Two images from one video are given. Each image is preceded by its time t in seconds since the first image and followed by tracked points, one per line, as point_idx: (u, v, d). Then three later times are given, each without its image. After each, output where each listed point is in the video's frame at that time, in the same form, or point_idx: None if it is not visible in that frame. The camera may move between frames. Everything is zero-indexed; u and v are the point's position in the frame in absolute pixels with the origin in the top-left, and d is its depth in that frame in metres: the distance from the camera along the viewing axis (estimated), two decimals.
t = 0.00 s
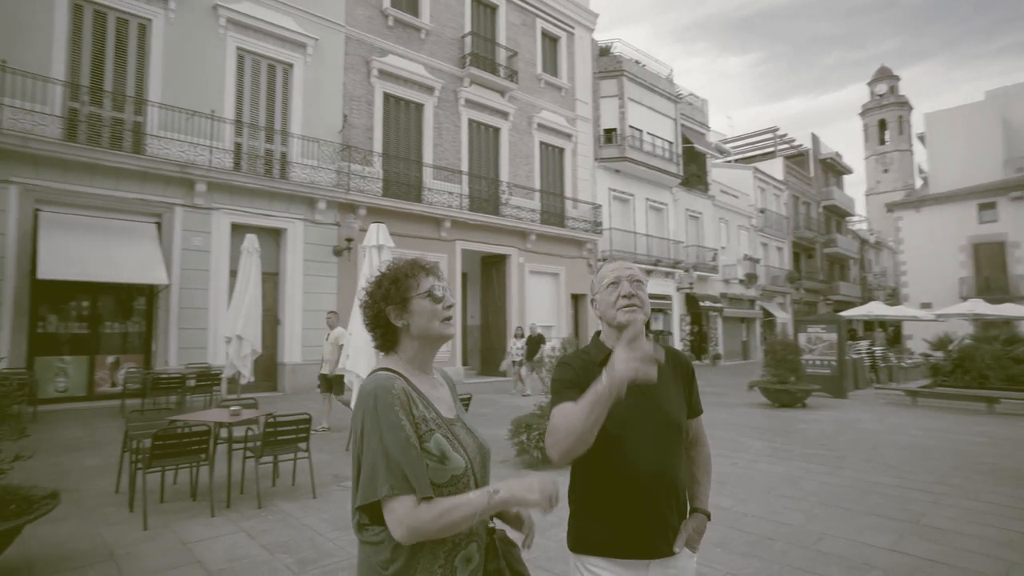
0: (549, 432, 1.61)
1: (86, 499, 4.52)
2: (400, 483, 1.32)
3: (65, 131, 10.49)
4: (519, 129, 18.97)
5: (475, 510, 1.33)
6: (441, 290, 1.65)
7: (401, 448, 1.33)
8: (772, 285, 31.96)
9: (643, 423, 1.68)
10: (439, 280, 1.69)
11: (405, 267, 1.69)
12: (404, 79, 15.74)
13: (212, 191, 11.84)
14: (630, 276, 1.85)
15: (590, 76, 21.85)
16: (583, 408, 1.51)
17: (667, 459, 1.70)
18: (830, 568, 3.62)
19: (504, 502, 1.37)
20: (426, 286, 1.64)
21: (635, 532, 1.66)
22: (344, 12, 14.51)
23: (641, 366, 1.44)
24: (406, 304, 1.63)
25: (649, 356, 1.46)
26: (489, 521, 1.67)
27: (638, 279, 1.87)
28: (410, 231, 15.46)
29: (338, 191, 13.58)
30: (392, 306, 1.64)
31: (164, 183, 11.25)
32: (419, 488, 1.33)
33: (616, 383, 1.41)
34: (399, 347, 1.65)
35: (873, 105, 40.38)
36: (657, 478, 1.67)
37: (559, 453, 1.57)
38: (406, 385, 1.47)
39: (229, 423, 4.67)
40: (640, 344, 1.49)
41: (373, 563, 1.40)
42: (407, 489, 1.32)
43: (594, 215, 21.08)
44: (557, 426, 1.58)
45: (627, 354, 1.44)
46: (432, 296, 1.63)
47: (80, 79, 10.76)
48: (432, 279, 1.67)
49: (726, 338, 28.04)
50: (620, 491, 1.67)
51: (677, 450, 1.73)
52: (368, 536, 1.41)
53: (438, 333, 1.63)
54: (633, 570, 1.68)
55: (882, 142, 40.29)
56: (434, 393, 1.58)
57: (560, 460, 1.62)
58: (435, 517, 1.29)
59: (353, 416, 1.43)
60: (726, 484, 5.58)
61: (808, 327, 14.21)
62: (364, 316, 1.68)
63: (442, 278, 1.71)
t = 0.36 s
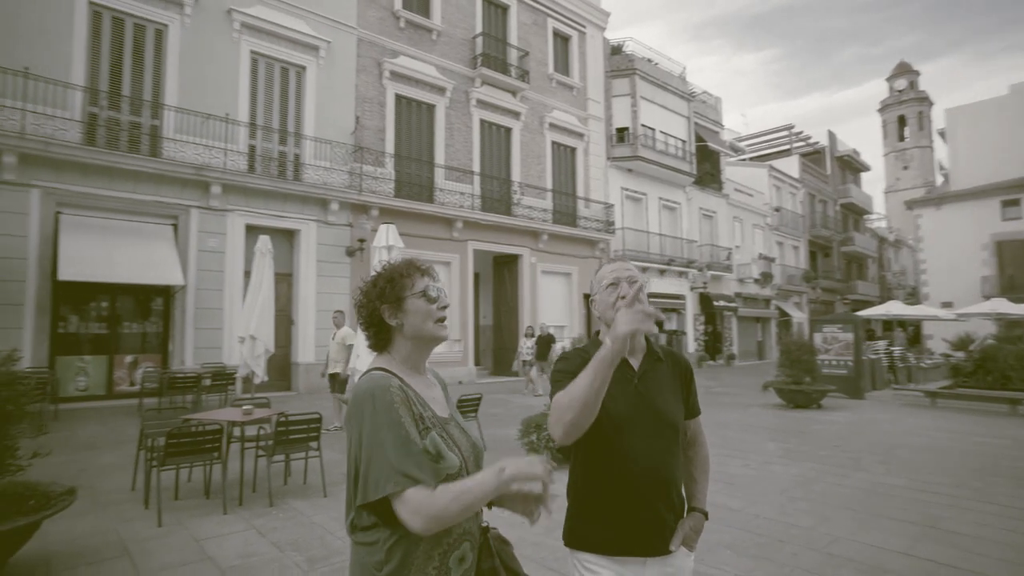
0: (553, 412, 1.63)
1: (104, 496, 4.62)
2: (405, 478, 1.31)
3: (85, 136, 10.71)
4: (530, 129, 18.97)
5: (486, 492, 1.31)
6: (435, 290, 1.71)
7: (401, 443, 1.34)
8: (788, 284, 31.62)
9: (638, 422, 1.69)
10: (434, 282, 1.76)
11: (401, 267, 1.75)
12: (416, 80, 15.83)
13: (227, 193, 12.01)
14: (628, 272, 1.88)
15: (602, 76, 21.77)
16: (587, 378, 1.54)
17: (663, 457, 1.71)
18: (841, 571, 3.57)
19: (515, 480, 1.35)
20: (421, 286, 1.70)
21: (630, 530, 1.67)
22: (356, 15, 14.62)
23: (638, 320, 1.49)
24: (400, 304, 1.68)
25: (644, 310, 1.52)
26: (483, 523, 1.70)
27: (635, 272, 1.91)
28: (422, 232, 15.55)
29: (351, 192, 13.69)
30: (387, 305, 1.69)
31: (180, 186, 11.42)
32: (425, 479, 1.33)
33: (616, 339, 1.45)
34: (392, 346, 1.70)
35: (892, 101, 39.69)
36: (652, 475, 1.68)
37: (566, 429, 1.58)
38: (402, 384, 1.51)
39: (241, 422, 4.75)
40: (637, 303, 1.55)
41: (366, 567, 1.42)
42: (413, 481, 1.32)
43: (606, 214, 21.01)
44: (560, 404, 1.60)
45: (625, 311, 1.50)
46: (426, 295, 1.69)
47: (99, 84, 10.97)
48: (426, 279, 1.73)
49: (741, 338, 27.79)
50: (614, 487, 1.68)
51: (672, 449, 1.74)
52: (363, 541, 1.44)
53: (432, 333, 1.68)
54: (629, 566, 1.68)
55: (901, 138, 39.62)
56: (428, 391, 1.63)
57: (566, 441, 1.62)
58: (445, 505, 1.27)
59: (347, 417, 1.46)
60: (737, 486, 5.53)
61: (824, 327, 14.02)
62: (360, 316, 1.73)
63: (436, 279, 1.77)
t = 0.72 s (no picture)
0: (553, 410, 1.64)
1: (131, 491, 4.75)
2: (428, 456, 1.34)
3: (115, 141, 11.03)
4: (550, 129, 18.95)
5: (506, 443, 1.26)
6: (435, 290, 1.76)
7: (417, 429, 1.38)
8: (814, 283, 31.00)
9: (637, 421, 1.70)
10: (433, 282, 1.81)
11: (402, 268, 1.79)
12: (435, 82, 15.94)
13: (251, 196, 12.26)
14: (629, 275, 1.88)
15: (622, 74, 21.62)
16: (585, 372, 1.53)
17: (661, 456, 1.71)
18: None
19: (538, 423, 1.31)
20: (421, 286, 1.75)
21: (628, 529, 1.67)
22: (376, 18, 14.79)
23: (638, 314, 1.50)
24: (401, 303, 1.73)
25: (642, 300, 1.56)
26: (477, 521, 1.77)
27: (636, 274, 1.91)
28: (441, 232, 15.64)
29: (371, 193, 13.86)
30: (388, 304, 1.73)
31: (206, 189, 11.69)
32: (450, 450, 1.36)
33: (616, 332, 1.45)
34: (391, 344, 1.74)
35: (923, 95, 38.64)
36: (650, 474, 1.68)
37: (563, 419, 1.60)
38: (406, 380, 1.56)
39: (262, 420, 4.86)
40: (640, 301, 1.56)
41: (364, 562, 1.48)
42: (439, 454, 1.33)
43: (627, 214, 20.88)
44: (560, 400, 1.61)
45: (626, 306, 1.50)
46: (426, 296, 1.74)
47: (128, 91, 11.28)
48: (426, 280, 1.78)
49: (765, 338, 27.35)
50: (614, 486, 1.68)
51: (671, 448, 1.75)
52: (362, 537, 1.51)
53: (431, 333, 1.72)
54: (628, 563, 1.68)
55: (933, 133, 38.55)
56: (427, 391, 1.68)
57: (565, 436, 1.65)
58: (473, 463, 1.25)
59: (349, 412, 1.54)
60: (756, 488, 5.45)
61: (850, 327, 13.74)
62: (360, 314, 1.77)
63: (436, 280, 1.83)
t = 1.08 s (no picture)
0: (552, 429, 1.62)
1: (148, 488, 4.84)
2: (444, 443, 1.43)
3: (136, 145, 11.24)
4: (564, 128, 18.92)
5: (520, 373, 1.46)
6: (439, 291, 1.78)
7: (432, 419, 1.44)
8: (833, 282, 30.54)
9: (637, 420, 1.69)
10: (436, 283, 1.83)
11: (406, 268, 1.81)
12: (449, 83, 16.00)
13: (267, 198, 12.42)
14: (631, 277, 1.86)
15: (636, 72, 21.50)
16: (585, 390, 1.52)
17: (662, 456, 1.71)
18: None
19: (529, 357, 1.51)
20: (426, 288, 1.77)
21: (628, 528, 1.68)
22: (390, 20, 14.89)
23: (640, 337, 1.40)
24: (405, 303, 1.75)
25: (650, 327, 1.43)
26: (477, 516, 1.82)
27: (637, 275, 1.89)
28: (455, 233, 15.70)
29: (386, 194, 13.96)
30: (392, 303, 1.75)
31: (223, 191, 11.87)
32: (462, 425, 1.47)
33: (620, 361, 1.39)
34: (393, 342, 1.76)
35: (947, 90, 37.85)
36: (650, 474, 1.68)
37: (562, 438, 1.59)
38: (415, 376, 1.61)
39: (275, 419, 4.93)
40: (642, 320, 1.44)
41: (370, 557, 1.53)
42: (453, 434, 1.43)
43: (641, 213, 20.78)
44: (560, 417, 1.59)
45: (630, 329, 1.39)
46: (430, 296, 1.75)
47: (147, 96, 11.48)
48: (430, 282, 1.79)
49: (783, 338, 27.02)
50: (614, 487, 1.68)
51: (671, 447, 1.75)
52: (366, 532, 1.56)
53: (434, 332, 1.74)
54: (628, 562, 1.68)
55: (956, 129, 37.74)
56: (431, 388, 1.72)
57: (561, 453, 1.64)
58: (495, 424, 1.39)
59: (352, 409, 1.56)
60: (770, 490, 5.38)
61: (870, 327, 13.52)
62: (363, 312, 1.78)
63: (438, 281, 1.84)
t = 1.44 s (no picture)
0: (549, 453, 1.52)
1: (164, 485, 4.91)
2: (457, 416, 1.47)
3: (154, 148, 11.43)
4: (577, 128, 18.87)
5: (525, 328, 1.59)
6: (443, 292, 1.79)
7: (443, 399, 1.46)
8: (851, 281, 30.09)
9: (638, 421, 1.69)
10: (441, 284, 1.84)
11: (410, 268, 1.82)
12: (462, 84, 16.05)
13: (281, 199, 12.55)
14: (629, 273, 1.87)
15: (650, 71, 21.36)
16: (582, 420, 1.45)
17: (662, 457, 1.70)
18: None
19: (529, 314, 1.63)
20: (430, 288, 1.78)
21: (627, 528, 1.68)
22: (402, 22, 14.96)
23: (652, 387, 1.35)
24: (409, 302, 1.75)
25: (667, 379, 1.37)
26: (480, 510, 1.83)
27: (634, 269, 1.91)
28: (468, 233, 15.73)
29: (399, 195, 14.03)
30: (396, 303, 1.76)
31: (239, 193, 12.03)
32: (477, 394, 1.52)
33: (624, 407, 1.36)
34: (397, 341, 1.77)
35: (969, 84, 37.06)
36: (651, 474, 1.68)
37: (556, 461, 1.50)
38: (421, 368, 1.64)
39: (288, 418, 4.99)
40: (658, 369, 1.39)
41: (378, 553, 1.55)
42: (473, 399, 1.48)
43: (655, 212, 20.65)
44: (556, 435, 1.53)
45: (641, 379, 1.35)
46: (434, 297, 1.76)
47: (165, 99, 11.67)
48: (435, 282, 1.80)
49: (800, 338, 26.68)
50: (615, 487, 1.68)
51: (672, 446, 1.75)
52: (373, 528, 1.58)
53: (438, 332, 1.76)
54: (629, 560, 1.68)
55: (980, 125, 36.97)
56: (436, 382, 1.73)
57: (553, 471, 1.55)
58: (512, 384, 1.46)
59: (357, 405, 1.58)
60: (784, 492, 5.32)
61: (888, 326, 13.30)
62: (368, 311, 1.79)
63: (442, 281, 1.85)
